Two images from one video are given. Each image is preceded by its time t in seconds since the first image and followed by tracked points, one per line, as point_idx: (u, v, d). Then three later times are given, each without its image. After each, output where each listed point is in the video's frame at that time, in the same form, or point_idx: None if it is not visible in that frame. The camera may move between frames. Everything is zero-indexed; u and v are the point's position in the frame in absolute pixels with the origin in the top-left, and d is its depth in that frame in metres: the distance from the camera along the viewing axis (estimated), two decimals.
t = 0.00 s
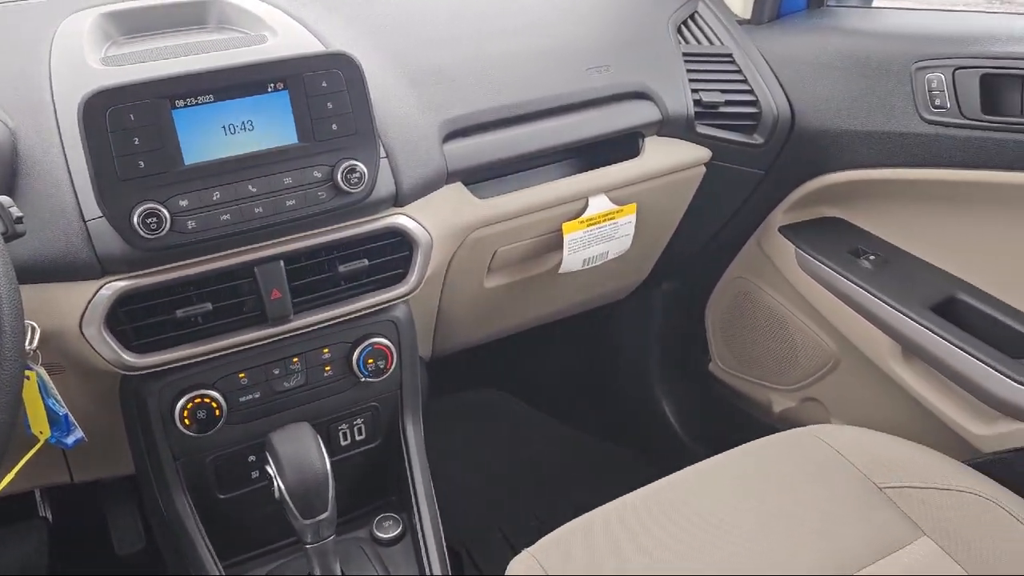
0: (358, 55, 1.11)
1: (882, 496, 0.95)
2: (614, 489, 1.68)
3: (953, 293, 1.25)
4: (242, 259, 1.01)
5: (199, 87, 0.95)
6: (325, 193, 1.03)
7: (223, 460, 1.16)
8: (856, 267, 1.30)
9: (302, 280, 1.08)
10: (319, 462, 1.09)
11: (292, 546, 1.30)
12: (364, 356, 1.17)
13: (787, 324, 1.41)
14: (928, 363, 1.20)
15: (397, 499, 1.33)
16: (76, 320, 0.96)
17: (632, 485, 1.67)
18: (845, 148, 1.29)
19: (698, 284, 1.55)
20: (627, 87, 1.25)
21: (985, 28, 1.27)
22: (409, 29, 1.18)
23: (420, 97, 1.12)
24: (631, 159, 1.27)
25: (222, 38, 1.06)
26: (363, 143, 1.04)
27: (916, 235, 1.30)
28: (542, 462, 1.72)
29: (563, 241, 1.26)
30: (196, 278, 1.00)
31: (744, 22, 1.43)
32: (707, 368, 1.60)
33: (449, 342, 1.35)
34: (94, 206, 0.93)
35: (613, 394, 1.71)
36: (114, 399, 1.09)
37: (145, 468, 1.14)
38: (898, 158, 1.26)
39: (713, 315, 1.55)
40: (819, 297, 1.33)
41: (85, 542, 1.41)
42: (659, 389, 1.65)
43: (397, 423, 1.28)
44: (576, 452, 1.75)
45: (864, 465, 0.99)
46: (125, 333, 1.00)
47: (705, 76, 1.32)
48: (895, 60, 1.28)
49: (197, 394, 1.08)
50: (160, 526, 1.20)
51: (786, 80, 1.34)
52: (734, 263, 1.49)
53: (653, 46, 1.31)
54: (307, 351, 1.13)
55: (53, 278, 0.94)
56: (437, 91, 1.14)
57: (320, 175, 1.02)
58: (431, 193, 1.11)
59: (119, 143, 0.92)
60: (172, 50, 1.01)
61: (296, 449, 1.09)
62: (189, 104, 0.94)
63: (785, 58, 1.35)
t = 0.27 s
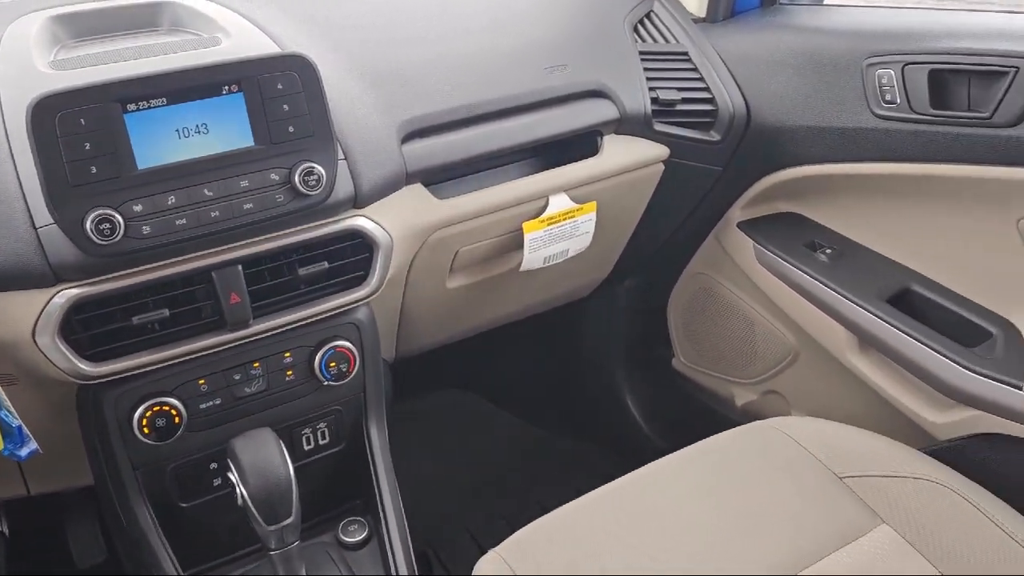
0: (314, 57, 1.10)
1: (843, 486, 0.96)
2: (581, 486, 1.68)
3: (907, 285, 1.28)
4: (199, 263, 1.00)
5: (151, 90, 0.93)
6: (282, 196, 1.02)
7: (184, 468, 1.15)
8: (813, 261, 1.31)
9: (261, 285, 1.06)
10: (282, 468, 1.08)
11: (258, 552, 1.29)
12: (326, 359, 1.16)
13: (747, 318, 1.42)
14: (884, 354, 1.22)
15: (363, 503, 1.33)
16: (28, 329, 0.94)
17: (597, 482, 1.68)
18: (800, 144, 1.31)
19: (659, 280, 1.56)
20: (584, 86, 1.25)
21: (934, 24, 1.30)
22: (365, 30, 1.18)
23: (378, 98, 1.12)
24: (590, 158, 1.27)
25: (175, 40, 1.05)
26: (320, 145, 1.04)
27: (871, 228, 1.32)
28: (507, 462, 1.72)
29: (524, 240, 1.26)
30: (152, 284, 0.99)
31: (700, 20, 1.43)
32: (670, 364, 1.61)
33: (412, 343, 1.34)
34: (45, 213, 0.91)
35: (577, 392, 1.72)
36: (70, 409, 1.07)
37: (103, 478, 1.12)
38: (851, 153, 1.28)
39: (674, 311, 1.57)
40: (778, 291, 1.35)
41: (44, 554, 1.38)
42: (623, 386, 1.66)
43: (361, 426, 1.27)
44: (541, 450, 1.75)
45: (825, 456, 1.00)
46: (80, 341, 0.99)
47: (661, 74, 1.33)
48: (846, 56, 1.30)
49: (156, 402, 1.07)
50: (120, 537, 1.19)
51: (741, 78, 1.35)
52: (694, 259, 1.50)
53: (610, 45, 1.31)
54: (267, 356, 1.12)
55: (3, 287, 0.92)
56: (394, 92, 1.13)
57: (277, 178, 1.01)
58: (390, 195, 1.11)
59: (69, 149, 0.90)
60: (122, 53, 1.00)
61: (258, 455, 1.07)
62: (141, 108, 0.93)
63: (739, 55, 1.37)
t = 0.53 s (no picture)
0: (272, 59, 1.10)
1: (804, 476, 0.97)
2: (547, 484, 1.69)
3: (863, 278, 1.30)
4: (155, 268, 0.99)
5: (103, 93, 0.92)
6: (240, 199, 1.01)
7: (145, 476, 1.13)
8: (771, 255, 1.33)
9: (220, 289, 1.05)
10: (245, 473, 1.07)
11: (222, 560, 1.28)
12: (288, 363, 1.15)
13: (708, 313, 1.43)
14: (846, 345, 1.23)
15: (329, 506, 1.32)
16: None
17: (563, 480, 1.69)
18: (755, 140, 1.33)
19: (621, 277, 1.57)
20: (542, 85, 1.26)
21: (884, 18, 1.31)
22: (322, 30, 1.17)
23: (335, 99, 1.11)
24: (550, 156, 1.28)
25: (128, 42, 1.03)
26: (278, 147, 1.03)
27: (827, 222, 1.34)
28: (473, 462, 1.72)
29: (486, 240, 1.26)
30: (108, 290, 0.97)
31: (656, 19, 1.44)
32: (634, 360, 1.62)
33: (375, 345, 1.34)
34: None
35: (542, 390, 1.72)
36: (26, 419, 1.05)
37: (61, 488, 1.10)
38: (805, 148, 1.30)
39: (637, 308, 1.58)
40: (738, 287, 1.36)
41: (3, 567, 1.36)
42: (588, 384, 1.67)
43: (325, 430, 1.26)
44: (507, 450, 1.75)
45: (787, 447, 1.01)
46: (35, 349, 0.97)
47: (619, 73, 1.34)
48: (799, 53, 1.32)
49: (114, 410, 1.05)
50: (81, 547, 1.17)
51: (698, 75, 1.37)
52: (656, 255, 1.51)
53: (567, 44, 1.32)
54: (228, 360, 1.11)
55: None
56: (352, 93, 1.13)
57: (235, 180, 1.01)
58: (350, 196, 1.10)
59: (18, 154, 0.89)
60: (74, 56, 0.98)
61: (221, 461, 1.06)
62: (93, 111, 0.91)
63: (695, 53, 1.38)
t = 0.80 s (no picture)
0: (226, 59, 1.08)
1: (768, 469, 0.98)
2: (515, 483, 1.69)
3: (821, 271, 1.31)
4: (111, 273, 0.97)
5: (53, 95, 0.89)
6: (197, 201, 1.00)
7: (105, 484, 1.12)
8: (731, 250, 1.34)
9: (179, 292, 1.04)
10: (207, 479, 1.06)
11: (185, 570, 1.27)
12: (250, 367, 1.14)
13: (672, 309, 1.44)
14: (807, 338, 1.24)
15: (294, 511, 1.31)
16: None
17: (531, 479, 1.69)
18: (713, 135, 1.34)
19: (585, 275, 1.57)
20: (503, 83, 1.26)
21: (838, 13, 1.33)
22: (278, 29, 1.15)
23: (294, 99, 1.10)
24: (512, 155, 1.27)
25: (80, 43, 1.02)
26: (235, 148, 1.02)
27: (786, 217, 1.36)
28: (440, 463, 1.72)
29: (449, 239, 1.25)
30: (63, 296, 0.95)
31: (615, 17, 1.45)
32: (599, 357, 1.63)
33: (339, 347, 1.33)
34: None
35: (508, 389, 1.72)
36: None
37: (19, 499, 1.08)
38: (763, 144, 1.31)
39: (602, 305, 1.58)
40: (700, 282, 1.37)
41: None
42: (553, 382, 1.67)
43: (289, 434, 1.25)
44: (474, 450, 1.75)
45: (750, 440, 1.02)
46: None
47: (578, 71, 1.34)
48: (756, 50, 1.33)
49: (72, 418, 1.03)
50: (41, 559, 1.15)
51: (657, 72, 1.38)
52: (619, 252, 1.52)
53: (527, 42, 1.32)
54: (189, 365, 1.09)
55: None
56: (310, 93, 1.12)
57: (192, 182, 0.99)
58: (309, 197, 1.09)
59: None
60: (23, 57, 0.96)
61: (182, 467, 1.05)
62: (43, 113, 0.89)
63: (654, 52, 1.39)
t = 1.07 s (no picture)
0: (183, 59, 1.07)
1: (734, 462, 0.99)
2: (484, 483, 1.69)
3: (783, 266, 1.32)
4: (67, 277, 0.95)
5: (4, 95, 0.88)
6: (154, 203, 0.98)
7: (65, 493, 1.10)
8: (693, 245, 1.35)
9: (139, 296, 1.02)
10: (170, 485, 1.04)
11: None
12: (212, 371, 1.12)
13: (637, 306, 1.45)
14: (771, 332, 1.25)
15: (260, 516, 1.29)
16: None
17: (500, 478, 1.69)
18: (675, 133, 1.35)
19: (551, 274, 1.57)
20: (465, 83, 1.25)
21: (795, 10, 1.34)
22: (236, 29, 1.14)
23: (253, 100, 1.09)
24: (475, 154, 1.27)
25: (32, 45, 1.00)
26: (193, 149, 1.00)
27: (747, 213, 1.37)
28: (409, 465, 1.71)
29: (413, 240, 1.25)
30: (17, 301, 0.93)
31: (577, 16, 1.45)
32: (566, 356, 1.63)
33: (304, 350, 1.31)
34: None
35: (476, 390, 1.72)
36: None
37: None
38: (724, 141, 1.32)
39: (569, 303, 1.58)
40: (665, 279, 1.37)
41: None
42: (521, 381, 1.67)
43: (254, 438, 1.24)
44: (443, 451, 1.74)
45: (716, 435, 1.03)
46: None
47: (541, 70, 1.34)
48: (716, 47, 1.34)
49: (29, 426, 1.01)
50: None
51: (618, 70, 1.38)
52: (585, 250, 1.52)
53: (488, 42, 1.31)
54: (149, 370, 1.07)
55: None
56: (270, 93, 1.11)
57: (149, 184, 0.98)
58: (270, 198, 1.08)
59: None
60: None
61: (144, 473, 1.03)
62: None
63: (615, 50, 1.39)
